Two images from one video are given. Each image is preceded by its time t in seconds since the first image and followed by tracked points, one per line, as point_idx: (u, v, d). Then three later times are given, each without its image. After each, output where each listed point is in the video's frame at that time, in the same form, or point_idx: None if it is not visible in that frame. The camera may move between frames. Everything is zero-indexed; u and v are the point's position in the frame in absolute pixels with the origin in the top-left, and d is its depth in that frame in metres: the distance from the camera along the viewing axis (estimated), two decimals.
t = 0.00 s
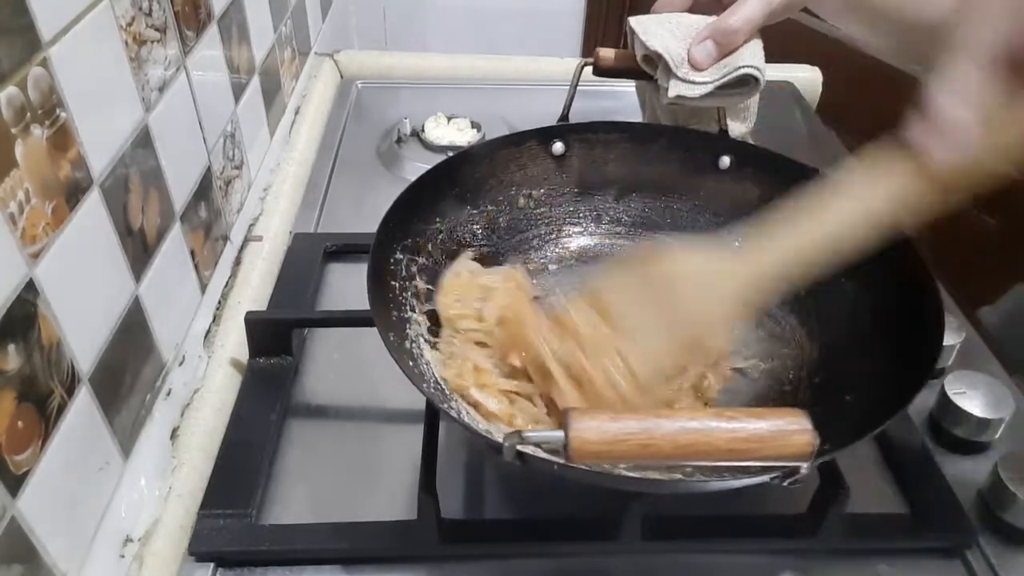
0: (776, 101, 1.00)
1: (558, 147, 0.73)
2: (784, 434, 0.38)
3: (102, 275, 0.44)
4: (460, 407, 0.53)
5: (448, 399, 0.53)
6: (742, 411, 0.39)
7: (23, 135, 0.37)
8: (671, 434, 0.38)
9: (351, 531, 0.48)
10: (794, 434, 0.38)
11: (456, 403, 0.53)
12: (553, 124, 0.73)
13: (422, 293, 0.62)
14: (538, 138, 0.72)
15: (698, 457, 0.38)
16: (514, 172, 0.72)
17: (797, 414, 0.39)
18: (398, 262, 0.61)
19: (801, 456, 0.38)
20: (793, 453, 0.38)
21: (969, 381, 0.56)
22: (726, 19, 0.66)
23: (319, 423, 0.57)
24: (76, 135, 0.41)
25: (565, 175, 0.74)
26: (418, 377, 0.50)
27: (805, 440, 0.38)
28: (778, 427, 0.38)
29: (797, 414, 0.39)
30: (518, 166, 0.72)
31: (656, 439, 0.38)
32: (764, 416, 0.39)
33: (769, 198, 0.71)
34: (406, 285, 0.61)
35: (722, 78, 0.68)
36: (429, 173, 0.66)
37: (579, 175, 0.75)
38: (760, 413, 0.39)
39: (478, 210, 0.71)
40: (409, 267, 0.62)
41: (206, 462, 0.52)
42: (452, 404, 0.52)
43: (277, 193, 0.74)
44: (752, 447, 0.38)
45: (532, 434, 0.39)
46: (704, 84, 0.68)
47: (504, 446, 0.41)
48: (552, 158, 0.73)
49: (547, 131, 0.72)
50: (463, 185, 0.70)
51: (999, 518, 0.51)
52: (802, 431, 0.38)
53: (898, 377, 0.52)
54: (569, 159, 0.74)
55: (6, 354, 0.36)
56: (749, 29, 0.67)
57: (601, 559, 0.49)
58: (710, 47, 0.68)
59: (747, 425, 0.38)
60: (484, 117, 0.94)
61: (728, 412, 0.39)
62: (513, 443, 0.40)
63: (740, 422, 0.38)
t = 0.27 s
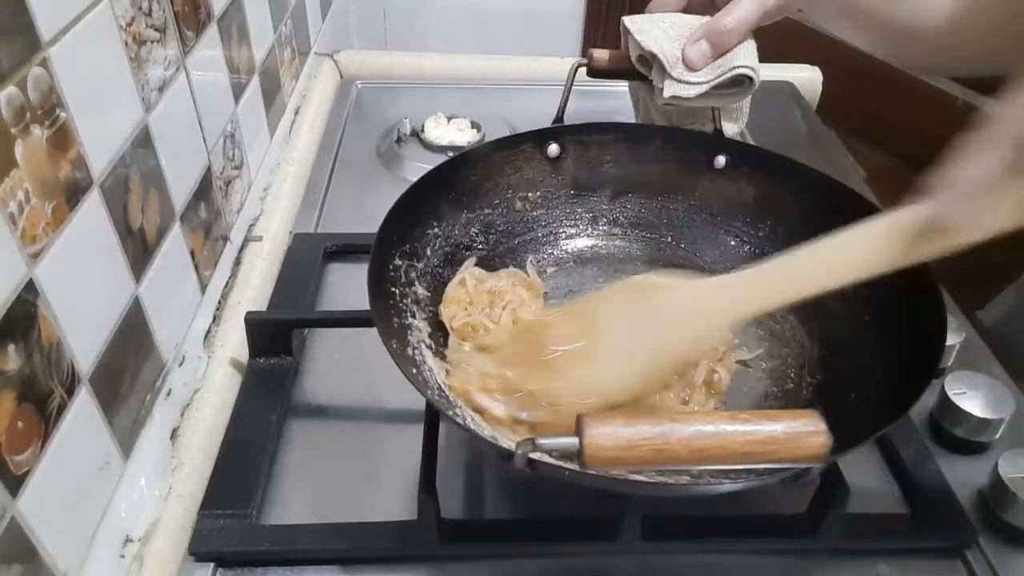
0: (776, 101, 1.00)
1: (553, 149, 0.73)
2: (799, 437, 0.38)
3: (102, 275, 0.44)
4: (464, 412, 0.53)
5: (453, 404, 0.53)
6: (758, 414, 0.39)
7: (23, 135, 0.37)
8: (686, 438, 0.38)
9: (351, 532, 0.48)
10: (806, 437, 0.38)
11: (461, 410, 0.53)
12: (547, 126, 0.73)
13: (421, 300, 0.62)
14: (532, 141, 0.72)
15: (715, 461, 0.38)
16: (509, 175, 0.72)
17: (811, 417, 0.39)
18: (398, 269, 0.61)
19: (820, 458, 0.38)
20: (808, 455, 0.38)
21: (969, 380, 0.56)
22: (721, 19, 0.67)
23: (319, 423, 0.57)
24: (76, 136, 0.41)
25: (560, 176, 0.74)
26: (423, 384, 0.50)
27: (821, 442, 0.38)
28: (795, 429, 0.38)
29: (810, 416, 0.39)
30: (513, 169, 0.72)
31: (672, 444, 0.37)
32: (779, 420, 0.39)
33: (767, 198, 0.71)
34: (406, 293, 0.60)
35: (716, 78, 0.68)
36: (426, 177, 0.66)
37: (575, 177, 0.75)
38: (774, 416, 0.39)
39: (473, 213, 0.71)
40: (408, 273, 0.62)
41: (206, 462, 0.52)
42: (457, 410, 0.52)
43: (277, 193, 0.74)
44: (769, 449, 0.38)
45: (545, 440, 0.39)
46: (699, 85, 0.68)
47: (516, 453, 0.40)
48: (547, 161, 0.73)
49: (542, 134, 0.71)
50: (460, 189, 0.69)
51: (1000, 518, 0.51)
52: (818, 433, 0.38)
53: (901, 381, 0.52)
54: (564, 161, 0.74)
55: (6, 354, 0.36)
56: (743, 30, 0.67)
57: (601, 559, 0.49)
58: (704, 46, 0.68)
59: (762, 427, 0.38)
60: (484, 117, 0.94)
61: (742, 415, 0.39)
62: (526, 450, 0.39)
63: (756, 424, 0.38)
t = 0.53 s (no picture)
0: (779, 101, 1.00)
1: (555, 147, 0.73)
2: (769, 437, 0.38)
3: (102, 275, 0.44)
4: (451, 408, 0.52)
5: (439, 399, 0.52)
6: (728, 413, 0.39)
7: (23, 135, 0.37)
8: (653, 433, 0.38)
9: (351, 532, 0.48)
10: (775, 437, 0.38)
11: (447, 405, 0.53)
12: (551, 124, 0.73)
13: (416, 293, 0.61)
14: (534, 139, 0.72)
15: (684, 458, 0.38)
16: (511, 172, 0.72)
17: (784, 418, 0.39)
18: (393, 261, 0.60)
19: (789, 459, 0.38)
20: (778, 455, 0.38)
21: (969, 380, 0.56)
22: (724, 20, 0.67)
23: (319, 423, 0.58)
24: (76, 135, 0.41)
25: (562, 175, 0.74)
26: (409, 377, 0.50)
27: (791, 442, 0.38)
28: (764, 428, 0.38)
29: (783, 417, 0.39)
30: (515, 167, 0.72)
31: (641, 440, 0.38)
32: (749, 419, 0.39)
33: (764, 203, 0.71)
34: (400, 284, 0.60)
35: (718, 79, 0.68)
36: (426, 172, 0.65)
37: (575, 177, 0.75)
38: (746, 416, 0.39)
39: (473, 209, 0.71)
40: (404, 267, 0.61)
41: (206, 462, 0.52)
42: (444, 404, 0.52)
43: (278, 194, 0.74)
44: (740, 448, 0.38)
45: (517, 431, 0.40)
46: (700, 85, 0.68)
47: (489, 443, 0.41)
48: (549, 158, 0.73)
49: (545, 132, 0.72)
50: (460, 186, 0.69)
51: (1000, 518, 0.51)
52: (788, 433, 0.38)
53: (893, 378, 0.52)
54: (566, 160, 0.74)
55: (6, 354, 0.36)
56: (746, 31, 0.67)
57: (601, 559, 0.49)
58: (707, 46, 0.68)
59: (731, 425, 0.38)
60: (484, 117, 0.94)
61: (715, 414, 0.39)
62: (499, 442, 0.40)
63: (725, 422, 0.38)
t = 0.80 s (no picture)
0: (779, 101, 1.00)
1: (552, 147, 0.72)
2: (761, 437, 0.38)
3: (102, 275, 0.44)
4: (445, 408, 0.52)
5: (433, 397, 0.53)
6: (719, 414, 0.39)
7: (23, 135, 0.37)
8: (644, 434, 0.38)
9: (352, 532, 0.48)
10: (767, 437, 0.38)
11: (442, 405, 0.53)
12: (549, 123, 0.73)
13: (411, 293, 0.61)
14: (532, 138, 0.72)
15: (675, 459, 0.38)
16: (508, 172, 0.72)
17: (774, 419, 0.39)
18: (388, 261, 0.60)
19: (779, 460, 0.38)
20: (768, 456, 0.38)
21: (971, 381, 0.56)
22: (724, 18, 0.67)
23: (319, 423, 0.58)
24: (76, 135, 0.41)
25: (558, 175, 0.74)
26: (403, 377, 0.50)
27: (780, 443, 0.38)
28: (755, 429, 0.38)
29: (774, 418, 0.39)
30: (512, 166, 0.72)
31: (632, 440, 0.38)
32: (740, 420, 0.39)
33: (761, 203, 0.70)
34: (395, 284, 0.59)
35: (716, 77, 0.68)
36: (422, 172, 0.65)
37: (572, 176, 0.74)
38: (736, 416, 0.39)
39: (470, 209, 0.71)
40: (399, 266, 0.61)
41: (206, 462, 0.52)
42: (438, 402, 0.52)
43: (278, 193, 0.74)
44: (732, 448, 0.38)
45: (507, 432, 0.40)
46: (698, 82, 0.68)
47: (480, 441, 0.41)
48: (546, 158, 0.73)
49: (543, 131, 0.71)
50: (456, 185, 0.69)
51: (1000, 518, 0.51)
52: (778, 434, 0.38)
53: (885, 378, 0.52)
54: (564, 159, 0.73)
55: (6, 354, 0.36)
56: (746, 30, 0.67)
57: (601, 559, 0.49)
58: (706, 43, 0.68)
59: (721, 426, 0.38)
60: (485, 117, 0.94)
61: (704, 415, 0.39)
62: (489, 441, 0.40)
63: (716, 423, 0.38)
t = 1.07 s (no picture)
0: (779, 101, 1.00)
1: (551, 147, 0.73)
2: (758, 437, 0.38)
3: (102, 275, 0.44)
4: (444, 407, 0.52)
5: (432, 396, 0.53)
6: (718, 414, 0.39)
7: (23, 135, 0.37)
8: (642, 433, 0.38)
9: (352, 532, 0.48)
10: (765, 437, 0.38)
11: (441, 404, 0.53)
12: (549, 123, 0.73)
13: (411, 292, 0.61)
14: (532, 138, 0.72)
15: (673, 459, 0.38)
16: (507, 171, 0.72)
17: (772, 418, 0.39)
18: (387, 261, 0.60)
19: (778, 460, 0.38)
20: (767, 455, 0.38)
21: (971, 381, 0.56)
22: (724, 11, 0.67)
23: (318, 423, 0.58)
24: (76, 135, 0.41)
25: (557, 174, 0.74)
26: (402, 376, 0.50)
27: (779, 442, 0.38)
28: (752, 429, 0.38)
29: (772, 418, 0.39)
30: (511, 166, 0.72)
31: (629, 440, 0.38)
32: (738, 420, 0.39)
33: (758, 203, 0.70)
34: (395, 284, 0.59)
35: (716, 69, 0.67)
36: (422, 172, 0.65)
37: (571, 176, 0.75)
38: (734, 416, 0.39)
39: (469, 209, 0.71)
40: (399, 266, 0.61)
41: (205, 462, 0.52)
42: (436, 402, 0.52)
43: (277, 194, 0.74)
44: (731, 448, 0.38)
45: (505, 431, 0.40)
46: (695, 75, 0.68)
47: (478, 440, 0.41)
48: (545, 158, 0.73)
49: (542, 132, 0.72)
50: (456, 185, 0.69)
51: (1000, 518, 0.51)
52: (776, 434, 0.38)
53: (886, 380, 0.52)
54: (563, 159, 0.74)
55: (6, 354, 0.36)
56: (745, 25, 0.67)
57: (601, 559, 0.49)
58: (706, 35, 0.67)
59: (720, 426, 0.38)
60: (485, 117, 0.94)
61: (703, 415, 0.39)
62: (488, 440, 0.40)
63: (715, 423, 0.38)
